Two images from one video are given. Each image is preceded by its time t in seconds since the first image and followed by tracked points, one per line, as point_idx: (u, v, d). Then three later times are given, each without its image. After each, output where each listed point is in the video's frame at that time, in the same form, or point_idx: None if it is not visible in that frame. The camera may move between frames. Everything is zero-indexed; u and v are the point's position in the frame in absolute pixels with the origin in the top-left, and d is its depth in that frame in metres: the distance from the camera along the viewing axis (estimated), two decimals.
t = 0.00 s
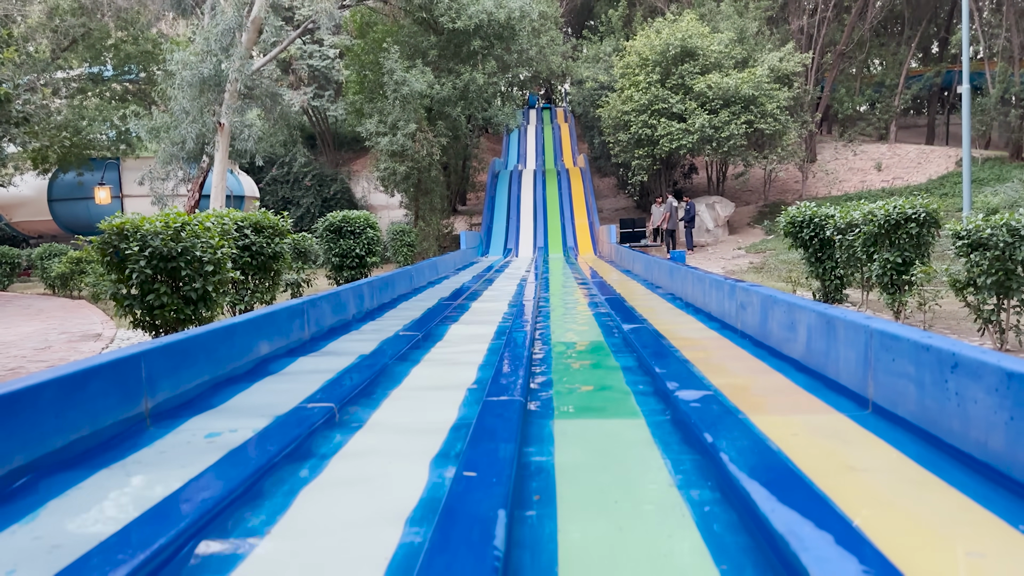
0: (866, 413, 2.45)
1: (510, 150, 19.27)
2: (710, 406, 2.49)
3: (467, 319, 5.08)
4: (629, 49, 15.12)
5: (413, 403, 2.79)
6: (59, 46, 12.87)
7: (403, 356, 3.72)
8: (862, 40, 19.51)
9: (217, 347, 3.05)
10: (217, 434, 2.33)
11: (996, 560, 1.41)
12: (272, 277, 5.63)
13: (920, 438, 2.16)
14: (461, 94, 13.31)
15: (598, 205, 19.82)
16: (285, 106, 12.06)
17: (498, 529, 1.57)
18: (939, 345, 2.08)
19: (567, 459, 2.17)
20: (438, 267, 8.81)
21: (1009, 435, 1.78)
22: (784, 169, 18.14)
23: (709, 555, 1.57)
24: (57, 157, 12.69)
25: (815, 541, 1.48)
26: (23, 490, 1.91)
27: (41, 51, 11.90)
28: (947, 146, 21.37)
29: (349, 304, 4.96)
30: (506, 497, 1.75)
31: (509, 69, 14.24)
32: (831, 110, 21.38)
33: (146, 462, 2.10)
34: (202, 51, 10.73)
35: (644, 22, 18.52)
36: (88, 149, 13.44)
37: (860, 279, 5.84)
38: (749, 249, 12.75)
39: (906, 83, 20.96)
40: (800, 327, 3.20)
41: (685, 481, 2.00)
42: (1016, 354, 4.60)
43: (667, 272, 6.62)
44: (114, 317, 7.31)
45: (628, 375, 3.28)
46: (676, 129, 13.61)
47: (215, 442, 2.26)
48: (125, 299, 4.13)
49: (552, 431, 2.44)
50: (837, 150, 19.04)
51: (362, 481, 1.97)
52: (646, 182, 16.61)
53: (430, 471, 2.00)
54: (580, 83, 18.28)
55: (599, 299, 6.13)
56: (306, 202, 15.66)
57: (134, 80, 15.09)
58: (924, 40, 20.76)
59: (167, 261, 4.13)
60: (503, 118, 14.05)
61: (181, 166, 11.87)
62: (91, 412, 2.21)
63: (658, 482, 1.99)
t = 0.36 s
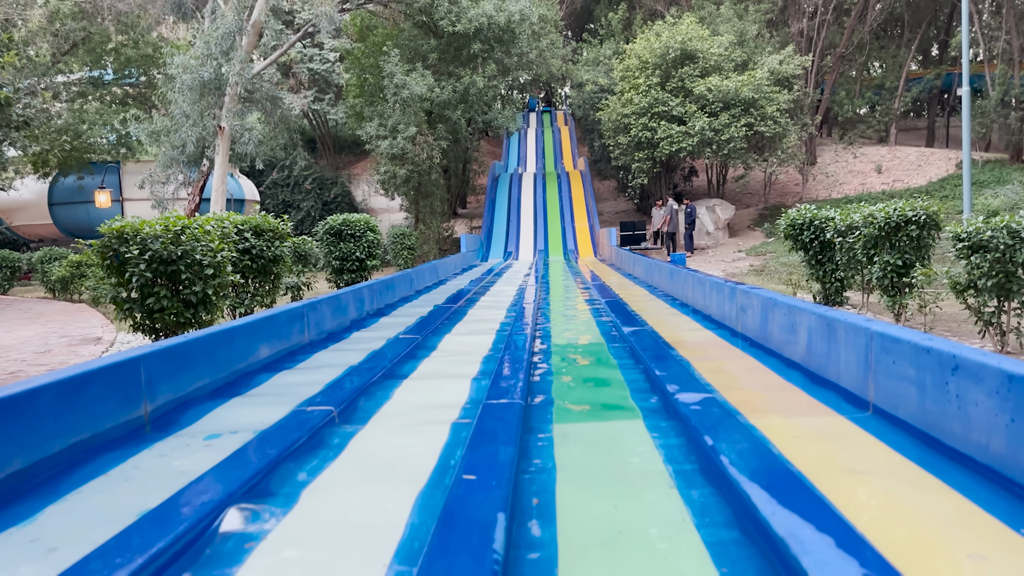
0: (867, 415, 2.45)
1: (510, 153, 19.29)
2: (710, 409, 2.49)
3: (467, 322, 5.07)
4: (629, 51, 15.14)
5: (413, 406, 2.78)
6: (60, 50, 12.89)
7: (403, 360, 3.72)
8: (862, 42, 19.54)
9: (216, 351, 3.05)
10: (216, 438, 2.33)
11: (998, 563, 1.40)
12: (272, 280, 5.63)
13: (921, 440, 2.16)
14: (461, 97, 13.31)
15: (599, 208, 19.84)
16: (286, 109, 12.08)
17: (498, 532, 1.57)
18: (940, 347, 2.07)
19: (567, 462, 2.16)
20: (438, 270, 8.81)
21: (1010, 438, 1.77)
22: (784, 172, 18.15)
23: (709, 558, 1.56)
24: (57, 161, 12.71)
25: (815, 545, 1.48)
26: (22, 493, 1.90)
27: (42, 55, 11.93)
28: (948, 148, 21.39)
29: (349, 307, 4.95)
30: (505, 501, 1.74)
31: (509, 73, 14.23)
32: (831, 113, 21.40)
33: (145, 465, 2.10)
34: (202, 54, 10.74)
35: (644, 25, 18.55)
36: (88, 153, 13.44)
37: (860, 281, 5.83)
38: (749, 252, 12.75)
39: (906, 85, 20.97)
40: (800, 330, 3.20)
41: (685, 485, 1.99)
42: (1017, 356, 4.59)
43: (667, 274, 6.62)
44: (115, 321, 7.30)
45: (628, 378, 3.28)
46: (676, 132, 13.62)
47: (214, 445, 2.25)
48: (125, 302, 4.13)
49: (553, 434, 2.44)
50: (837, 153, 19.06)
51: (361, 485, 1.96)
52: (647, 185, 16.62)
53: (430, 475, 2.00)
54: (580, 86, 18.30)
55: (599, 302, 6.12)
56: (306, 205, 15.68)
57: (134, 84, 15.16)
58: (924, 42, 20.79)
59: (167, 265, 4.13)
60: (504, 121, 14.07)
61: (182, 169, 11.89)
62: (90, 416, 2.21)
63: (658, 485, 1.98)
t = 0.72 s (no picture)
0: (867, 417, 2.44)
1: (510, 155, 19.31)
2: (710, 411, 2.49)
3: (467, 325, 5.07)
4: (628, 54, 15.16)
5: (412, 408, 2.78)
6: (59, 54, 12.92)
7: (403, 362, 3.72)
8: (861, 45, 19.57)
9: (216, 353, 3.04)
10: (215, 441, 2.32)
11: (999, 564, 1.40)
12: (271, 282, 5.62)
13: (922, 442, 2.15)
14: (461, 100, 13.30)
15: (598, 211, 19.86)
16: (285, 112, 12.09)
17: (498, 534, 1.56)
18: (940, 348, 2.07)
19: (566, 464, 2.16)
20: (438, 273, 8.81)
21: (1010, 439, 1.77)
22: (783, 175, 18.18)
23: (709, 560, 1.55)
24: (56, 164, 12.72)
25: (815, 546, 1.47)
26: (21, 496, 1.90)
27: (41, 59, 11.94)
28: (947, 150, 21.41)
29: (348, 310, 4.95)
30: (505, 503, 1.73)
31: (509, 76, 14.18)
32: (831, 115, 21.41)
33: (144, 468, 2.09)
34: (201, 58, 10.74)
35: (644, 28, 18.57)
36: (88, 156, 13.44)
37: (860, 283, 5.83)
38: (749, 254, 12.76)
39: (905, 87, 20.98)
40: (800, 332, 3.19)
41: (686, 487, 1.98)
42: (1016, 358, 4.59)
43: (666, 277, 6.62)
44: (114, 324, 7.29)
45: (628, 380, 3.27)
46: (675, 134, 13.64)
47: (213, 448, 2.25)
48: (124, 305, 4.12)
49: (553, 437, 2.43)
50: (836, 155, 19.07)
51: (360, 488, 1.96)
52: (646, 188, 16.64)
53: (430, 477, 2.00)
54: (580, 88, 18.32)
55: (598, 305, 6.12)
56: (305, 208, 15.70)
57: (133, 87, 15.20)
58: (923, 45, 20.83)
59: (166, 268, 4.12)
60: (503, 124, 14.08)
61: (181, 173, 11.89)
62: (90, 418, 2.21)
63: (658, 487, 1.97)
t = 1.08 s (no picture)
0: (867, 419, 2.44)
1: (509, 157, 19.32)
2: (710, 412, 2.48)
3: (466, 327, 5.07)
4: (627, 56, 15.17)
5: (411, 411, 2.78)
6: (58, 57, 12.95)
7: (403, 364, 3.72)
8: (860, 46, 19.60)
9: (216, 356, 3.04)
10: (215, 443, 2.32)
11: (1000, 565, 1.40)
12: (271, 285, 5.62)
13: (922, 443, 2.15)
14: (460, 102, 13.32)
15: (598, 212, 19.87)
16: (285, 115, 12.10)
17: (498, 537, 1.56)
18: (939, 350, 2.07)
19: (567, 466, 2.16)
20: (437, 274, 8.81)
21: (1010, 440, 1.77)
22: (783, 176, 18.19)
23: (710, 563, 1.55)
24: (56, 167, 12.71)
25: (817, 548, 1.47)
26: (22, 499, 1.90)
27: (41, 62, 11.95)
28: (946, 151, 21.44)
29: (348, 312, 4.95)
30: (505, 505, 1.73)
31: (508, 77, 14.24)
32: (830, 117, 21.44)
33: (145, 470, 2.09)
34: (201, 60, 10.76)
35: (643, 30, 18.60)
36: (87, 159, 13.44)
37: (860, 284, 5.83)
38: (748, 255, 12.76)
39: (904, 89, 20.98)
40: (800, 333, 3.19)
41: (686, 489, 1.98)
42: (1016, 359, 4.59)
43: (666, 278, 6.62)
44: (114, 327, 7.29)
45: (628, 382, 3.26)
46: (675, 136, 13.64)
47: (213, 451, 2.24)
48: (124, 308, 4.12)
49: (553, 439, 2.43)
50: (835, 156, 19.09)
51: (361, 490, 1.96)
52: (646, 189, 16.66)
53: (430, 480, 1.99)
54: (579, 90, 18.34)
55: (598, 307, 6.12)
56: (305, 210, 15.70)
57: (133, 90, 15.17)
58: (922, 46, 20.87)
59: (166, 270, 4.12)
60: (503, 126, 14.09)
61: (180, 175, 11.89)
62: (90, 421, 2.20)
63: (659, 490, 1.96)
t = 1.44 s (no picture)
0: (867, 421, 2.44)
1: (509, 160, 19.34)
2: (711, 415, 2.48)
3: (466, 329, 5.07)
4: (626, 59, 15.20)
5: (411, 414, 2.77)
6: (58, 60, 12.97)
7: (403, 367, 3.72)
8: (858, 48, 19.64)
9: (216, 359, 3.04)
10: (217, 447, 2.32)
11: (1000, 568, 1.40)
12: (271, 288, 5.62)
13: (922, 445, 2.15)
14: (460, 105, 13.36)
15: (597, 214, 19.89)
16: (284, 117, 12.11)
17: (499, 541, 1.56)
18: (939, 352, 2.07)
19: (567, 469, 2.16)
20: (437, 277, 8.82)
21: (1010, 443, 1.77)
22: (782, 178, 18.21)
23: (711, 565, 1.55)
24: (56, 170, 12.72)
25: (817, 551, 1.47)
26: (23, 502, 1.90)
27: (40, 65, 11.97)
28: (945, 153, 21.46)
29: (348, 315, 4.96)
30: (506, 508, 1.73)
31: (507, 80, 14.28)
32: (829, 119, 21.48)
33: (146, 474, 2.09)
34: (201, 63, 10.78)
35: (641, 33, 18.64)
36: (87, 162, 13.44)
37: (859, 286, 5.83)
38: (748, 257, 12.76)
39: (903, 91, 21.01)
40: (800, 336, 3.19)
41: (687, 491, 1.99)
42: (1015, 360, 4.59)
43: (666, 280, 6.63)
44: (113, 330, 7.29)
45: (628, 385, 3.26)
46: (674, 138, 13.66)
47: (214, 455, 2.24)
48: (124, 312, 4.13)
49: (553, 442, 2.43)
50: (834, 158, 19.12)
51: (362, 493, 1.96)
52: (645, 192, 16.67)
53: (430, 483, 1.99)
54: (578, 93, 18.37)
55: (598, 309, 6.12)
56: (305, 213, 15.70)
57: (132, 93, 15.00)
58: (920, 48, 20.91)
59: (166, 274, 4.12)
60: (502, 129, 14.10)
61: (180, 178, 11.89)
62: (90, 425, 2.20)
63: (658, 492, 1.97)
